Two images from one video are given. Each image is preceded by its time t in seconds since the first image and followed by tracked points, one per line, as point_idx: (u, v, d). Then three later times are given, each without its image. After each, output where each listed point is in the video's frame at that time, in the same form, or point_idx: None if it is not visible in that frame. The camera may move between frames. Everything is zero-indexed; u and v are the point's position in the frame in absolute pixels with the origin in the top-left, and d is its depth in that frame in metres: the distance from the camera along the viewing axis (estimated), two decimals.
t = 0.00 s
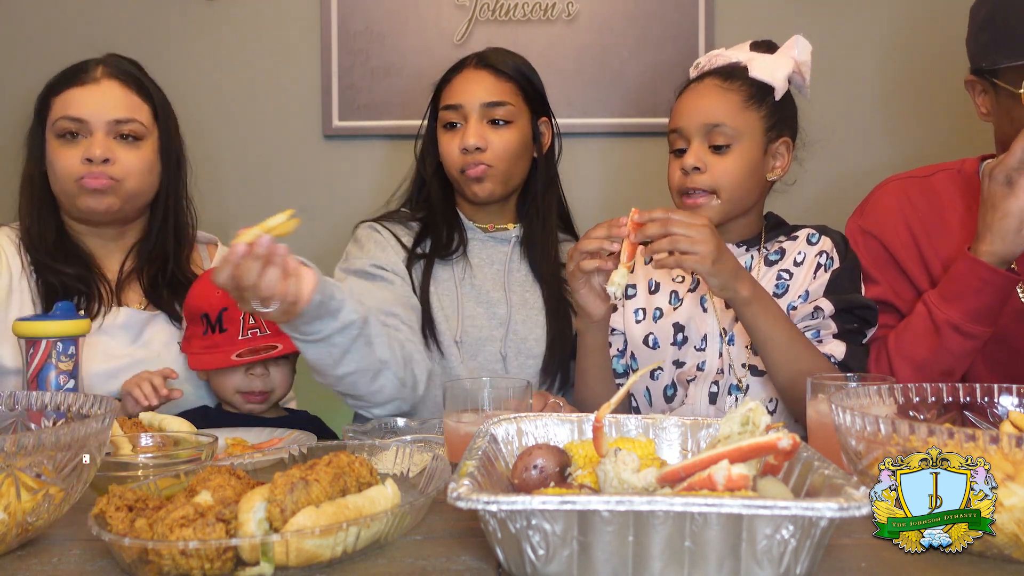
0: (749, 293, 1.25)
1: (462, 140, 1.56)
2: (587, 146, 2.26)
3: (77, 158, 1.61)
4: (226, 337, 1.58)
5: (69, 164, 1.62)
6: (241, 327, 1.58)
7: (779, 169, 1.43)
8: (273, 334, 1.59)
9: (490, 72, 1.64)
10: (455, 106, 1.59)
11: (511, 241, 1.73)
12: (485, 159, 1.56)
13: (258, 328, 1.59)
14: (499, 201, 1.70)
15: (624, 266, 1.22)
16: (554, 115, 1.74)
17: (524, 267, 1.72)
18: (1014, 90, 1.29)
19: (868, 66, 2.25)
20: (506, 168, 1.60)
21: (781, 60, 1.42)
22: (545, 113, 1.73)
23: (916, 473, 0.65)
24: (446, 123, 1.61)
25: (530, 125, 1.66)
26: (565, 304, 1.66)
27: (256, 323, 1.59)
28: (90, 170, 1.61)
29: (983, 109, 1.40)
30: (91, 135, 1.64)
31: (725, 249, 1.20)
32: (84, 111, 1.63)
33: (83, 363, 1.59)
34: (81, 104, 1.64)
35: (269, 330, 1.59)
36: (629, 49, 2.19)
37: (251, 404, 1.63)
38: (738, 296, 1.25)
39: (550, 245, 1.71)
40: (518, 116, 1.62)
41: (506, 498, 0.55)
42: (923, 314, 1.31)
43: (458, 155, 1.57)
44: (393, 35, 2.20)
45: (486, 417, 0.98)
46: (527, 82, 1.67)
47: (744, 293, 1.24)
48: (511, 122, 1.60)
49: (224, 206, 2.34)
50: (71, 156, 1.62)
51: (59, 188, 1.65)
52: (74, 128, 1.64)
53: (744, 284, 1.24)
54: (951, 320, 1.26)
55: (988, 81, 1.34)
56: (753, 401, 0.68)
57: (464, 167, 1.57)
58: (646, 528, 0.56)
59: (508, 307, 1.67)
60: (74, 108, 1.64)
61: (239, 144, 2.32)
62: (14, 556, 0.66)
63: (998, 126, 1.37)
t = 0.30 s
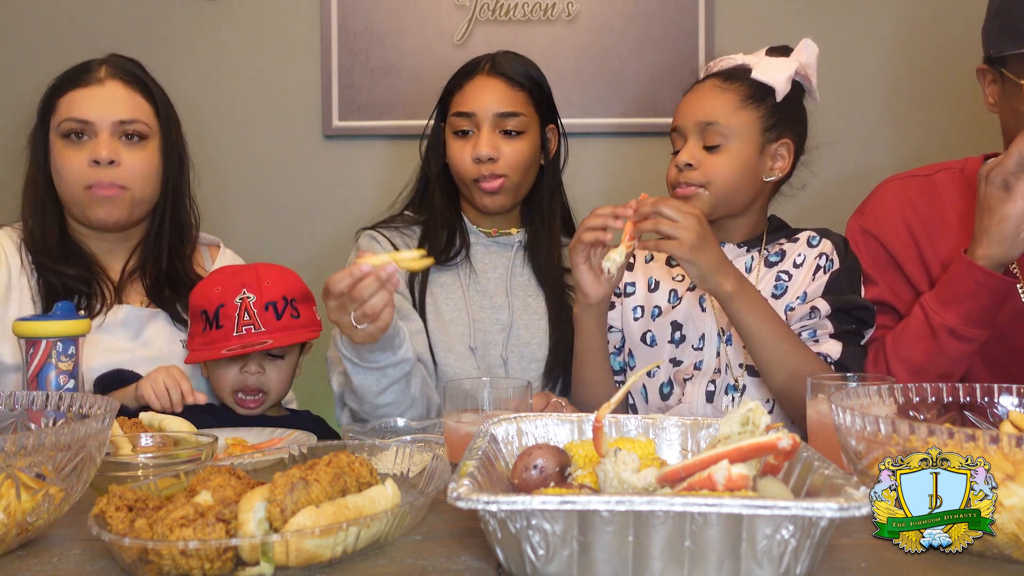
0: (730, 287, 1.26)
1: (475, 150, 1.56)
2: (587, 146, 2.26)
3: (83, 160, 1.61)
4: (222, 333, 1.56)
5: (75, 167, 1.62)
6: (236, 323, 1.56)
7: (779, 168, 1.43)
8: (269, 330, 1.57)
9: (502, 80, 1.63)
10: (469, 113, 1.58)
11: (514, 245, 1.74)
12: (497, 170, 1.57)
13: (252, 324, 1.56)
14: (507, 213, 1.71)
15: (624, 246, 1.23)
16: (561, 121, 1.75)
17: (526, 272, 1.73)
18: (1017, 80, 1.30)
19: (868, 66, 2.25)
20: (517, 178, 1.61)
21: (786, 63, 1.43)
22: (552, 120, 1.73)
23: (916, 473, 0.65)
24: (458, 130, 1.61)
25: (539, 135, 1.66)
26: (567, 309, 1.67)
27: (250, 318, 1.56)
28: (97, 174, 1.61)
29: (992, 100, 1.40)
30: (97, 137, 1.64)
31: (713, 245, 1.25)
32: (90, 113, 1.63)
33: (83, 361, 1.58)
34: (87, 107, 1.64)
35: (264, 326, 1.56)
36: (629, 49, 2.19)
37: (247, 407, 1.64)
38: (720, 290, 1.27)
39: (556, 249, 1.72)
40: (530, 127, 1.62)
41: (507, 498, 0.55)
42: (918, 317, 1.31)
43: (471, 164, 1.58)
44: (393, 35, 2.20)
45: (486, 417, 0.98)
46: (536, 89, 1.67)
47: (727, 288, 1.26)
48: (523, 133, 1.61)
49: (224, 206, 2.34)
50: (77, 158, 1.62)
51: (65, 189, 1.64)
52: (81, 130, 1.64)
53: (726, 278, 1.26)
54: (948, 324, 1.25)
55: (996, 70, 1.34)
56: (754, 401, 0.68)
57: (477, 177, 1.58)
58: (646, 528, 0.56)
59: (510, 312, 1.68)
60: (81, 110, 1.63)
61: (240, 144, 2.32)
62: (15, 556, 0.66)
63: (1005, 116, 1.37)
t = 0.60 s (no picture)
0: (719, 277, 1.32)
1: (477, 146, 1.56)
2: (588, 146, 2.26)
3: (84, 155, 1.61)
4: (217, 334, 1.56)
5: (76, 162, 1.62)
6: (230, 323, 1.55)
7: (766, 161, 1.43)
8: (264, 330, 1.57)
9: (500, 77, 1.64)
10: (468, 110, 1.59)
11: (513, 246, 1.75)
12: (500, 164, 1.57)
13: (247, 324, 1.56)
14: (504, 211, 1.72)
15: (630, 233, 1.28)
16: (558, 118, 1.76)
17: (524, 274, 1.75)
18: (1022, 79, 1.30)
19: (868, 66, 2.26)
20: (518, 172, 1.61)
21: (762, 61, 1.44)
22: (549, 118, 1.74)
23: (916, 473, 0.65)
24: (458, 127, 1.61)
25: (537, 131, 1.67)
26: (567, 309, 1.67)
27: (245, 317, 1.56)
28: (97, 166, 1.61)
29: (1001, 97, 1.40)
30: (98, 133, 1.64)
31: (707, 235, 1.32)
32: (91, 109, 1.63)
33: (83, 364, 1.58)
34: (88, 103, 1.64)
35: (259, 325, 1.56)
36: (629, 50, 2.19)
37: (246, 400, 1.64)
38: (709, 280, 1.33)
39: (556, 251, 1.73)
40: (529, 121, 1.63)
41: (506, 499, 0.55)
42: (920, 318, 1.30)
43: (473, 161, 1.57)
44: (393, 36, 2.20)
45: (486, 417, 0.97)
46: (532, 85, 1.68)
47: (716, 279, 1.32)
48: (523, 128, 1.62)
49: (224, 206, 2.34)
50: (78, 153, 1.62)
51: (66, 185, 1.64)
52: (81, 127, 1.63)
53: (715, 268, 1.32)
54: (949, 326, 1.25)
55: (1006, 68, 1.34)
56: (754, 401, 0.68)
57: (479, 173, 1.58)
58: (646, 528, 0.56)
59: (507, 314, 1.68)
60: (82, 106, 1.63)
61: (240, 144, 2.32)
62: (15, 556, 0.66)
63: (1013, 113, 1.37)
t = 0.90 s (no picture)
0: (724, 274, 1.32)
1: (453, 129, 1.58)
2: (588, 146, 2.26)
3: (86, 155, 1.61)
4: (218, 335, 1.56)
5: (77, 162, 1.61)
6: (231, 325, 1.56)
7: (772, 160, 1.43)
8: (265, 331, 1.57)
9: (481, 67, 1.68)
10: (447, 97, 1.62)
11: (502, 248, 1.75)
12: (476, 147, 1.58)
13: (248, 325, 1.56)
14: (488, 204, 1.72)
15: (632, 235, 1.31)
16: (543, 117, 1.78)
17: (514, 276, 1.74)
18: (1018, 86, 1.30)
19: (868, 66, 2.26)
20: (495, 158, 1.61)
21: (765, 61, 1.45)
22: (533, 117, 1.76)
23: (916, 473, 0.65)
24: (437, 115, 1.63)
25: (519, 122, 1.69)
26: (558, 310, 1.67)
27: (246, 318, 1.56)
28: (100, 166, 1.61)
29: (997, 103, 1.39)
30: (101, 133, 1.64)
31: (719, 230, 1.34)
32: (94, 109, 1.63)
33: (82, 365, 1.58)
34: (91, 103, 1.64)
35: (260, 326, 1.56)
36: (630, 50, 2.19)
37: (247, 402, 1.64)
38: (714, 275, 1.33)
39: (541, 248, 1.72)
40: (507, 108, 1.65)
41: (507, 498, 0.55)
42: (921, 322, 1.30)
43: (449, 144, 1.59)
44: (393, 36, 2.20)
45: (486, 417, 0.98)
46: (516, 81, 1.71)
47: (721, 275, 1.32)
48: (501, 114, 1.63)
49: (224, 206, 2.34)
50: (80, 153, 1.62)
51: (67, 184, 1.64)
52: (84, 126, 1.63)
53: (721, 264, 1.33)
54: (949, 330, 1.25)
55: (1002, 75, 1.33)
56: (754, 401, 0.68)
57: (453, 155, 1.59)
58: (646, 528, 0.56)
59: (498, 319, 1.69)
60: (84, 106, 1.63)
61: (240, 144, 2.32)
62: (15, 556, 0.66)
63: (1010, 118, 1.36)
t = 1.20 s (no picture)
0: (726, 274, 1.32)
1: (437, 134, 1.58)
2: (588, 146, 2.26)
3: (85, 156, 1.61)
4: (214, 330, 1.56)
5: (76, 163, 1.61)
6: (227, 321, 1.55)
7: (771, 164, 1.43)
8: (260, 330, 1.56)
9: (465, 68, 1.67)
10: (432, 101, 1.62)
11: (497, 248, 1.74)
12: (461, 151, 1.58)
13: (243, 323, 1.55)
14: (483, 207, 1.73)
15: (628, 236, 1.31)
16: (533, 114, 1.77)
17: (510, 276, 1.74)
18: (1015, 82, 1.27)
19: (868, 66, 2.26)
20: (481, 161, 1.61)
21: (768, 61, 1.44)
22: (522, 113, 1.75)
23: (916, 473, 0.65)
24: (424, 119, 1.64)
25: (507, 120, 1.69)
26: (555, 310, 1.67)
27: (242, 316, 1.55)
28: (99, 167, 1.61)
29: (992, 105, 1.38)
30: (100, 134, 1.64)
31: (720, 230, 1.34)
32: (94, 110, 1.63)
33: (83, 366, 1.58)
34: (90, 104, 1.64)
35: (255, 325, 1.55)
36: (630, 50, 2.19)
37: (237, 402, 1.64)
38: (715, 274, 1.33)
39: (538, 249, 1.72)
40: (492, 108, 1.64)
41: (506, 498, 0.55)
42: (918, 324, 1.30)
43: (434, 149, 1.60)
44: (393, 36, 2.20)
45: (486, 417, 0.98)
46: (503, 79, 1.69)
47: (723, 275, 1.32)
48: (487, 115, 1.63)
49: (224, 206, 2.34)
50: (79, 154, 1.62)
51: (65, 185, 1.63)
52: (83, 128, 1.63)
53: (724, 264, 1.32)
54: (944, 333, 1.25)
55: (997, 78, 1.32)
56: (754, 401, 0.68)
57: (439, 160, 1.60)
58: (646, 528, 0.56)
59: (493, 319, 1.69)
60: (83, 107, 1.63)
61: (240, 144, 2.32)
62: (15, 556, 0.66)
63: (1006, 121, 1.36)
